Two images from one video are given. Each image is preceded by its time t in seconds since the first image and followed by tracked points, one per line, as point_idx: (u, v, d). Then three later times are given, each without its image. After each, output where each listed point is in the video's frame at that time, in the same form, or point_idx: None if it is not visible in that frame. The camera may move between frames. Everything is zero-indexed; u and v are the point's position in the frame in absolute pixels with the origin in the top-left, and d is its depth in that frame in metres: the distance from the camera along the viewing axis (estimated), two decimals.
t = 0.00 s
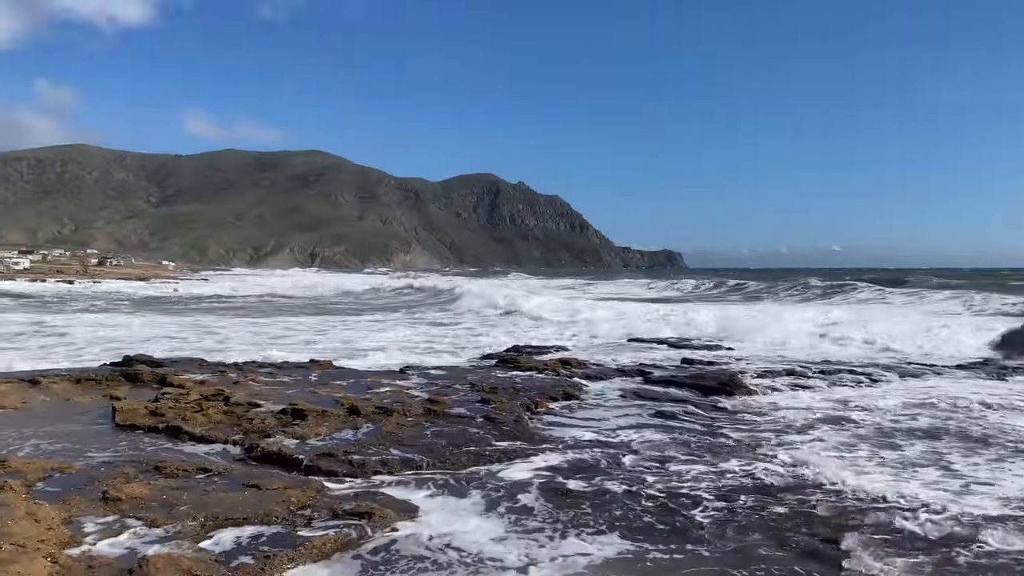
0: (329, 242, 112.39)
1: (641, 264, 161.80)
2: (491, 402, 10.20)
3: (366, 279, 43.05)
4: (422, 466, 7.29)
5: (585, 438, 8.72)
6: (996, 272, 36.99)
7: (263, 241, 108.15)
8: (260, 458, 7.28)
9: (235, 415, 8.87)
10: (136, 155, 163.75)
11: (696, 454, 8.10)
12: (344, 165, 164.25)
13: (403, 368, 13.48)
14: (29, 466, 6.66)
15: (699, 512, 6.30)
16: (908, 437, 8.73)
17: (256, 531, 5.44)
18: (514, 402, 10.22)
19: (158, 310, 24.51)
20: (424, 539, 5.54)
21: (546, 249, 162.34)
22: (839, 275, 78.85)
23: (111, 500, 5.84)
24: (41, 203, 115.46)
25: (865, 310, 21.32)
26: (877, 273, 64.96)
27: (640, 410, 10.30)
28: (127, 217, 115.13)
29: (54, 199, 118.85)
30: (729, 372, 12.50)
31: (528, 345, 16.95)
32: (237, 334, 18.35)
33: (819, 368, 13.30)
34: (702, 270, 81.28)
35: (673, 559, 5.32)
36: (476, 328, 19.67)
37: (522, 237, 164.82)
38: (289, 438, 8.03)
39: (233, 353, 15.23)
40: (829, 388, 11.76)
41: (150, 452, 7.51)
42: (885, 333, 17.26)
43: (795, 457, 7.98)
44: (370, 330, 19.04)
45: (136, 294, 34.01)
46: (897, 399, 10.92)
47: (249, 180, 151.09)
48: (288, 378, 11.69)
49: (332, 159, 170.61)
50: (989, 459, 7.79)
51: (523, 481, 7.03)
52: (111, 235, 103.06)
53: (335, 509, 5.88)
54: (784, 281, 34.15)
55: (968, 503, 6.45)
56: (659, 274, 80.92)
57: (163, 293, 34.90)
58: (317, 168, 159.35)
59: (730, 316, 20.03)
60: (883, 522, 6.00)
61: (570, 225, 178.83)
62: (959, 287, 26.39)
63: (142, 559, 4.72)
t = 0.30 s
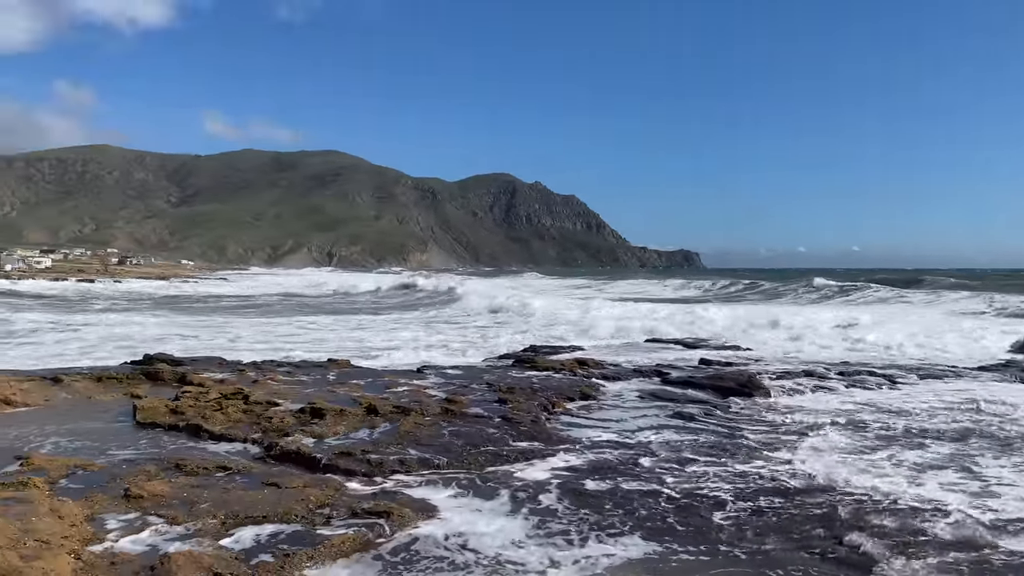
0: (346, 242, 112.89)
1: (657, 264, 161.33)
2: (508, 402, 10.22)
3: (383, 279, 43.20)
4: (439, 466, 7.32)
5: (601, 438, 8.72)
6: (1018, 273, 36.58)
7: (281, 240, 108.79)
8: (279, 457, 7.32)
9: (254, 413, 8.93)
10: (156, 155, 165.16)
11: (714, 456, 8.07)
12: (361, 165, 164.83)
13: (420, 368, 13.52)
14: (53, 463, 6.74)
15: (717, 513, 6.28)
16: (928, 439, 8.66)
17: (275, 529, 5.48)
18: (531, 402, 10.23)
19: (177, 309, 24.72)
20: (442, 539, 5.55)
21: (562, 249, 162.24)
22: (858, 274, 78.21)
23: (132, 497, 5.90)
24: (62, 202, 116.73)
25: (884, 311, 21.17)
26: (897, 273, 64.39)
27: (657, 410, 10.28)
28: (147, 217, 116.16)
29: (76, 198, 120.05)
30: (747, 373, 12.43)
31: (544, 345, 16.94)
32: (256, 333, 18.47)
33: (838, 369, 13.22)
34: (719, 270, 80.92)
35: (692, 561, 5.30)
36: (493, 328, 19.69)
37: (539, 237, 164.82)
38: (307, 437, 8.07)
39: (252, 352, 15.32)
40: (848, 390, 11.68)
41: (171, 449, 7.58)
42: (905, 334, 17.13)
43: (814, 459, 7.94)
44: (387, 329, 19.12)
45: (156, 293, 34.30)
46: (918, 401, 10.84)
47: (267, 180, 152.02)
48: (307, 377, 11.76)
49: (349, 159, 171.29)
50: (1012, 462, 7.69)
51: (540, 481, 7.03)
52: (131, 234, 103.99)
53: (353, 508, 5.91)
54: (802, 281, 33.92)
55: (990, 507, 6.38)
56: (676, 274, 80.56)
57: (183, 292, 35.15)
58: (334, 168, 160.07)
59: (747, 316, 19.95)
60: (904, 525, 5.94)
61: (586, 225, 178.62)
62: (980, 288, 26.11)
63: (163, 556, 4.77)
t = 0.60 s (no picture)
0: (358, 240, 113.22)
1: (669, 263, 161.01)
2: (519, 400, 10.22)
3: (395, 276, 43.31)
4: (450, 464, 7.33)
5: (612, 437, 8.71)
6: None
7: (293, 238, 109.19)
8: (291, 453, 7.36)
9: (266, 410, 8.98)
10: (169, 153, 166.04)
11: (725, 455, 8.05)
12: (373, 163, 165.12)
13: (431, 365, 13.54)
14: (68, 459, 6.80)
15: (728, 513, 6.27)
16: (942, 440, 8.61)
17: (288, 525, 5.51)
18: (542, 401, 10.23)
19: (190, 307, 24.85)
20: (454, 537, 5.57)
21: (574, 248, 162.12)
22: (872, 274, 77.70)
23: (146, 493, 5.94)
24: (76, 201, 117.50)
25: (898, 311, 21.03)
26: (911, 273, 63.95)
27: (669, 409, 10.25)
28: (160, 215, 116.79)
29: (90, 196, 120.80)
30: (759, 372, 12.37)
31: (556, 343, 16.93)
32: (269, 330, 18.56)
33: (851, 369, 13.15)
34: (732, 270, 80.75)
35: (705, 560, 5.29)
36: (504, 326, 19.69)
37: (550, 236, 164.75)
38: (320, 435, 8.10)
39: (264, 350, 15.38)
40: (861, 389, 11.61)
41: (185, 446, 7.63)
42: (919, 334, 17.00)
43: (826, 458, 7.91)
44: (399, 327, 19.17)
45: (169, 291, 34.47)
46: (931, 400, 10.76)
47: (279, 179, 152.63)
48: (319, 374, 11.81)
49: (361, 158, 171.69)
50: None
51: (551, 479, 7.05)
52: (145, 231, 104.55)
53: (365, 505, 5.93)
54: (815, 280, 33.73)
55: (1006, 507, 6.33)
56: (689, 274, 80.29)
57: (197, 290, 35.30)
58: (346, 166, 160.46)
59: (759, 315, 19.87)
60: (919, 525, 5.90)
61: (598, 223, 178.44)
62: (994, 288, 25.89)
63: (177, 552, 4.80)
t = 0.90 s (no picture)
0: (364, 237, 113.37)
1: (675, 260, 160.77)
2: (525, 397, 10.23)
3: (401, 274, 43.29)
4: (456, 460, 7.35)
5: (618, 435, 8.69)
6: None
7: (299, 235, 109.38)
8: (298, 449, 7.38)
9: (273, 406, 9.00)
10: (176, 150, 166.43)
11: (731, 452, 8.05)
12: (379, 160, 165.18)
13: (437, 362, 13.55)
14: (76, 453, 6.84)
15: (734, 509, 6.27)
16: (950, 438, 8.58)
17: (294, 520, 5.54)
18: (548, 397, 10.24)
19: (197, 303, 24.93)
20: (459, 532, 5.59)
21: (580, 245, 161.98)
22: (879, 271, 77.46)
23: (154, 487, 5.97)
24: (83, 197, 117.89)
25: (905, 308, 20.95)
26: (920, 271, 63.68)
27: (675, 407, 10.25)
28: (167, 211, 117.05)
29: (97, 192, 121.19)
30: (765, 370, 12.34)
31: (562, 340, 16.92)
32: (275, 327, 18.61)
33: (857, 367, 13.11)
34: (739, 267, 80.63)
35: (712, 558, 5.27)
36: (510, 323, 19.69)
37: (556, 233, 164.63)
38: (326, 430, 8.13)
39: (271, 347, 15.40)
40: (868, 387, 11.57)
41: (192, 441, 7.66)
42: (927, 331, 16.93)
43: (832, 456, 7.90)
44: (405, 324, 19.19)
45: (177, 287, 34.56)
46: (939, 398, 10.72)
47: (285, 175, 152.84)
48: (325, 370, 11.83)
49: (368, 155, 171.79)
50: None
51: (557, 475, 7.06)
52: (152, 228, 104.81)
53: (371, 501, 5.95)
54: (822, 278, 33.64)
55: (1014, 506, 6.30)
56: (696, 271, 80.10)
57: (205, 287, 35.36)
58: (352, 163, 160.57)
59: (766, 313, 19.82)
60: (926, 524, 5.88)
61: (604, 221, 178.25)
62: (1003, 286, 25.74)
63: (185, 546, 4.83)
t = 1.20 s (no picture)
0: (364, 232, 113.35)
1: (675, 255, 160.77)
2: (525, 391, 10.26)
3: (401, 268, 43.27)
4: (456, 454, 7.36)
5: (618, 429, 8.72)
6: None
7: (299, 230, 109.35)
8: (298, 443, 7.40)
9: (273, 400, 9.02)
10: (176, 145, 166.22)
11: (731, 447, 8.06)
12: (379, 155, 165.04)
13: (437, 357, 13.57)
14: (77, 447, 6.85)
15: (733, 504, 6.28)
16: (949, 433, 8.60)
17: (294, 515, 5.55)
18: (548, 392, 10.26)
19: (197, 298, 24.94)
20: (459, 526, 5.60)
21: (580, 240, 161.96)
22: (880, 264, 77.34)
23: (155, 482, 5.98)
24: (83, 191, 117.84)
25: (905, 303, 20.96)
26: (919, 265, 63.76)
27: (674, 402, 10.26)
28: (167, 206, 116.97)
29: (97, 187, 121.11)
30: (764, 365, 12.36)
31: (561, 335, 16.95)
32: (275, 321, 18.62)
33: (857, 362, 13.13)
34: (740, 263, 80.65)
35: (709, 553, 5.29)
36: (510, 317, 19.70)
37: (556, 228, 164.59)
38: (326, 425, 8.15)
39: (271, 341, 15.43)
40: (867, 382, 11.59)
41: (193, 436, 7.68)
42: (927, 326, 16.94)
43: (831, 451, 7.92)
44: (405, 319, 19.21)
45: (176, 282, 34.57)
46: (938, 394, 10.74)
47: (285, 170, 152.72)
48: (325, 365, 11.85)
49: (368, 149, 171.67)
50: None
51: (557, 470, 7.07)
52: (152, 222, 104.74)
53: (371, 495, 5.97)
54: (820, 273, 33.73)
55: (1013, 501, 6.31)
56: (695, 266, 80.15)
57: (203, 282, 35.36)
58: (352, 158, 160.43)
59: (766, 308, 19.82)
60: (924, 518, 5.90)
61: (604, 216, 178.21)
62: (1001, 281, 25.79)
63: (185, 540, 4.84)
